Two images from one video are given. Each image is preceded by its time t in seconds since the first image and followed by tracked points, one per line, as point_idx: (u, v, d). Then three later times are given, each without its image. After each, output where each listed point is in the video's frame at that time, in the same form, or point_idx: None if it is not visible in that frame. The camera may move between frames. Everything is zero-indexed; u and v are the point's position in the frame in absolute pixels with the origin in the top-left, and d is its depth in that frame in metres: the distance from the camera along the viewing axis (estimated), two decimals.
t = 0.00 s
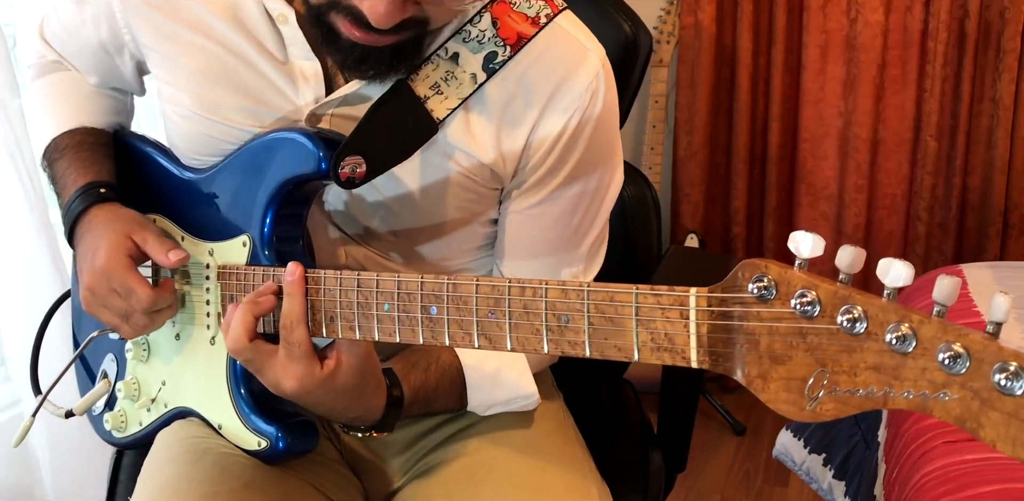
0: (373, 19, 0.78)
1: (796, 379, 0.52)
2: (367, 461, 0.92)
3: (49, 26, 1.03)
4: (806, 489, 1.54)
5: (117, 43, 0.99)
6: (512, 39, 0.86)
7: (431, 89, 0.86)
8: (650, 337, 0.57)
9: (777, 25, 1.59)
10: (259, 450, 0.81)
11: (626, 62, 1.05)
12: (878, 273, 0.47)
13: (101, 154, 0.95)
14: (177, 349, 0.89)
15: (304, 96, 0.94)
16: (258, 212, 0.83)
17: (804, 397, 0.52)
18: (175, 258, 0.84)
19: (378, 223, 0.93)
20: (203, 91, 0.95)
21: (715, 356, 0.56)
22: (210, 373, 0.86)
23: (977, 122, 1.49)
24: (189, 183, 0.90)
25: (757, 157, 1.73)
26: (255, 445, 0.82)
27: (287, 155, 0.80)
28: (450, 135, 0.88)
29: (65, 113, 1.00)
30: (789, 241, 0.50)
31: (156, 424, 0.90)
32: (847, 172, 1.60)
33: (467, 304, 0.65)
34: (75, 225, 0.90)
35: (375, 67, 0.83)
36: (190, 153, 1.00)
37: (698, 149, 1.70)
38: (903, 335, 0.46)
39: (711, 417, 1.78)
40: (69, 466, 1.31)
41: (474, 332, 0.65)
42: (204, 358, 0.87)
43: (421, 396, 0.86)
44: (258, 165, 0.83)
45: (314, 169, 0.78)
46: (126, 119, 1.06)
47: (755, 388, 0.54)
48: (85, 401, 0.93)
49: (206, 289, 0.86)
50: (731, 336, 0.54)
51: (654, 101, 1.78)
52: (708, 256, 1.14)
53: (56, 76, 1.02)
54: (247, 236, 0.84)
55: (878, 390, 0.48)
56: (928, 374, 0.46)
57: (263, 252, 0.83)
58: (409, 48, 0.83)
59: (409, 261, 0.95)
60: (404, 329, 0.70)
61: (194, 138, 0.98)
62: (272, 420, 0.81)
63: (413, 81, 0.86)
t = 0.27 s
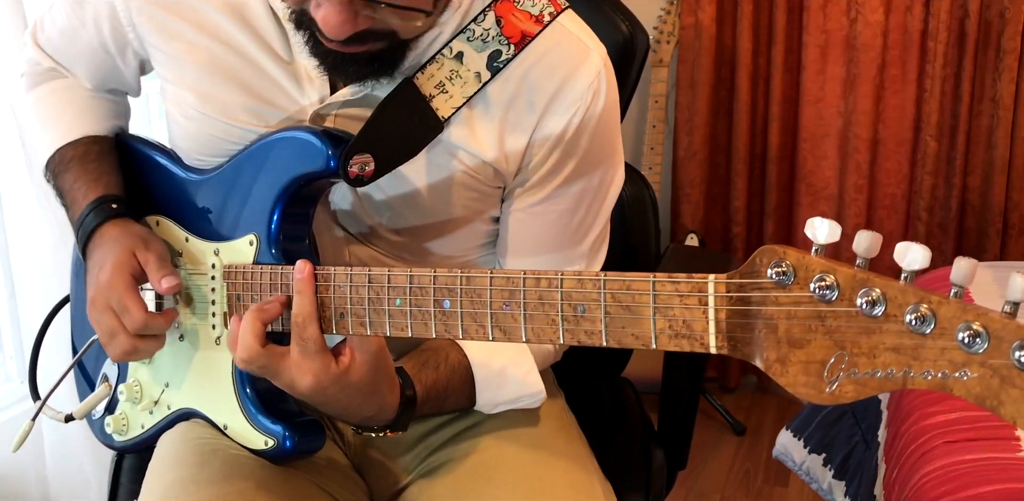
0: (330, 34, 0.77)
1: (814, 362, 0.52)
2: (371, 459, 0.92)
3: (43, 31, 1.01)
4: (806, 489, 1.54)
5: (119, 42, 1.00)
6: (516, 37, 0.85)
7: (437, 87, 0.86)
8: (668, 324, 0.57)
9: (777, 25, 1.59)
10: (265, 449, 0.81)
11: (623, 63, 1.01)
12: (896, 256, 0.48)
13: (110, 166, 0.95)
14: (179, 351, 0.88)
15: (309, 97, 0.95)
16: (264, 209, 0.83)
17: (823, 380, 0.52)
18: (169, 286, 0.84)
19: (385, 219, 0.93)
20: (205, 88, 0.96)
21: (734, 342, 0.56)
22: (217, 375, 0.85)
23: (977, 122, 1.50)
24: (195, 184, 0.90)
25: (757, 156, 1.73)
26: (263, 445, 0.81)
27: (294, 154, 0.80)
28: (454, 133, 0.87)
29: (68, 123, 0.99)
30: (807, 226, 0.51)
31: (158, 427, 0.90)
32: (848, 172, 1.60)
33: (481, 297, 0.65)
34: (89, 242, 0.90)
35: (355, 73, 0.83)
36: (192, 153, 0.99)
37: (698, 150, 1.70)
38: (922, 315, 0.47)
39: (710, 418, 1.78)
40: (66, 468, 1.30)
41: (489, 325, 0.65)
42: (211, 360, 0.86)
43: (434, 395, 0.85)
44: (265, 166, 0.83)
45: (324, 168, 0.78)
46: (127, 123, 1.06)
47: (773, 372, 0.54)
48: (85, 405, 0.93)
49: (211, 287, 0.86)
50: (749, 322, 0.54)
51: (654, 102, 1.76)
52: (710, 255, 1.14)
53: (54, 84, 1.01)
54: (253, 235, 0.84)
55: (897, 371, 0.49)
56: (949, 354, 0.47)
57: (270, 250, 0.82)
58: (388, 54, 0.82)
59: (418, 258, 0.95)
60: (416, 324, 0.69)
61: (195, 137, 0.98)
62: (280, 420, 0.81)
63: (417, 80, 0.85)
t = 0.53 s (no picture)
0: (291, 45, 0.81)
1: (817, 362, 0.52)
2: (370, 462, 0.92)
3: (42, 34, 1.01)
4: (806, 489, 1.54)
5: (119, 45, 1.00)
6: (520, 36, 0.85)
7: (439, 86, 0.85)
8: (670, 323, 0.57)
9: (777, 25, 1.59)
10: (266, 449, 0.80)
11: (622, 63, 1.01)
12: (900, 255, 0.48)
13: (114, 169, 0.95)
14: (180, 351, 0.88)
15: (311, 98, 0.95)
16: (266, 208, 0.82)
17: (825, 380, 0.52)
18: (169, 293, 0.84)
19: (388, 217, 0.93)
20: (206, 89, 0.96)
21: (737, 341, 0.56)
22: (218, 374, 0.85)
23: (977, 123, 1.50)
24: (197, 184, 0.90)
25: (757, 156, 1.72)
26: (264, 445, 0.81)
27: (296, 153, 0.80)
28: (454, 135, 0.87)
29: (69, 125, 0.99)
30: (811, 225, 0.51)
31: (158, 427, 0.90)
32: (847, 172, 1.60)
33: (482, 297, 0.65)
34: (98, 246, 0.90)
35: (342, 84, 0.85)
36: (194, 154, 0.99)
37: (698, 150, 1.71)
38: (926, 314, 0.47)
39: (711, 417, 1.78)
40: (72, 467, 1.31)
41: (490, 324, 0.65)
42: (213, 359, 0.86)
43: (434, 394, 0.85)
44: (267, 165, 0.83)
45: (326, 167, 0.78)
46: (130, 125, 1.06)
47: (776, 371, 0.54)
48: (86, 405, 0.93)
49: (213, 287, 0.86)
50: (752, 320, 0.54)
51: (654, 101, 1.76)
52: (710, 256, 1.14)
53: (55, 87, 1.02)
54: (255, 235, 0.84)
55: (900, 370, 0.49)
56: (952, 353, 0.47)
57: (271, 249, 0.82)
58: (368, 60, 0.84)
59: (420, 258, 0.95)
60: (417, 323, 0.69)
61: (196, 138, 0.98)
62: (281, 420, 0.80)
63: (420, 78, 0.85)
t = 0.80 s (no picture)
0: (269, 42, 0.83)
1: (802, 346, 0.52)
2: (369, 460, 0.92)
3: (39, 38, 1.02)
4: (806, 489, 1.53)
5: (115, 47, 1.00)
6: (516, 32, 0.85)
7: (435, 82, 0.84)
8: (656, 310, 0.57)
9: (777, 25, 1.59)
10: (260, 447, 0.81)
11: (622, 63, 1.01)
12: (884, 239, 0.47)
13: (114, 170, 0.95)
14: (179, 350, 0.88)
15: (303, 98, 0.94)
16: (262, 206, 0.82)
17: (809, 365, 0.52)
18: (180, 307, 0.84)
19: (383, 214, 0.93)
20: (202, 90, 0.97)
21: (722, 326, 0.55)
22: (213, 371, 0.85)
23: (977, 122, 1.50)
24: (193, 184, 0.90)
25: (757, 156, 1.72)
26: (258, 443, 0.81)
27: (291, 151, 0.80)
28: (446, 132, 0.87)
29: (69, 128, 0.99)
30: (796, 212, 0.50)
31: (155, 428, 0.90)
32: (848, 172, 1.60)
33: (472, 289, 0.65)
34: (95, 248, 0.90)
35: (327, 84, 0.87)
36: (192, 154, 1.00)
37: (698, 149, 1.70)
38: (909, 297, 0.46)
39: (711, 418, 1.77)
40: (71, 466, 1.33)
41: (479, 316, 0.65)
42: (209, 357, 0.86)
43: (430, 390, 0.84)
44: (261, 162, 0.83)
45: (319, 164, 0.78)
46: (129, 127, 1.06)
47: (761, 357, 0.53)
48: (85, 406, 0.94)
49: (209, 286, 0.86)
50: (736, 306, 0.54)
51: (654, 101, 1.76)
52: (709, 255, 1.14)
53: (54, 90, 1.02)
54: (251, 233, 0.84)
55: (885, 354, 0.48)
56: (934, 335, 0.46)
57: (266, 246, 0.82)
58: (352, 60, 0.85)
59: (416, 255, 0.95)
60: (408, 317, 0.70)
61: (194, 139, 0.98)
62: (276, 417, 0.81)
63: (415, 73, 0.84)
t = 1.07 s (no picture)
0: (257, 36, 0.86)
1: (791, 318, 0.51)
2: (371, 456, 0.92)
3: (39, 41, 1.03)
4: (806, 489, 1.53)
5: (114, 49, 1.01)
6: (512, 28, 0.85)
7: (431, 77, 0.84)
8: (647, 288, 0.57)
9: (777, 25, 1.59)
10: (259, 441, 0.81)
11: (622, 62, 1.00)
12: (871, 210, 0.47)
13: (116, 170, 0.96)
14: (180, 347, 0.88)
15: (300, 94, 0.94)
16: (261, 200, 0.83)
17: (799, 336, 0.51)
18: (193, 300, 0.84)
19: (381, 207, 0.93)
20: (201, 89, 0.97)
21: (712, 301, 0.55)
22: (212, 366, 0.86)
23: (977, 122, 1.50)
24: (192, 181, 0.90)
25: (758, 156, 1.72)
26: (256, 437, 0.81)
27: (291, 145, 0.80)
28: (441, 128, 0.87)
29: (68, 130, 1.00)
30: (786, 186, 0.50)
31: (155, 426, 0.90)
32: (848, 172, 1.60)
33: (467, 274, 0.65)
34: (99, 246, 0.90)
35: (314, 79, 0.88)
36: (193, 153, 1.00)
37: (698, 149, 1.70)
38: (896, 265, 0.45)
39: (711, 418, 1.77)
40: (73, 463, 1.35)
41: (474, 300, 0.65)
42: (208, 352, 0.86)
43: (437, 385, 0.84)
44: (261, 157, 0.83)
45: (318, 157, 0.79)
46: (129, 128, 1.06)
47: (751, 330, 0.53)
48: (85, 407, 0.94)
49: (209, 282, 0.87)
50: (726, 280, 0.54)
51: (654, 101, 1.76)
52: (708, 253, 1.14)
53: (54, 93, 1.02)
54: (249, 228, 0.84)
55: (873, 322, 0.48)
56: (922, 301, 0.46)
57: (265, 239, 0.83)
58: (342, 57, 0.87)
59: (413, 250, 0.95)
60: (404, 305, 0.71)
61: (194, 137, 0.98)
62: (273, 411, 0.80)
63: (412, 69, 0.84)
